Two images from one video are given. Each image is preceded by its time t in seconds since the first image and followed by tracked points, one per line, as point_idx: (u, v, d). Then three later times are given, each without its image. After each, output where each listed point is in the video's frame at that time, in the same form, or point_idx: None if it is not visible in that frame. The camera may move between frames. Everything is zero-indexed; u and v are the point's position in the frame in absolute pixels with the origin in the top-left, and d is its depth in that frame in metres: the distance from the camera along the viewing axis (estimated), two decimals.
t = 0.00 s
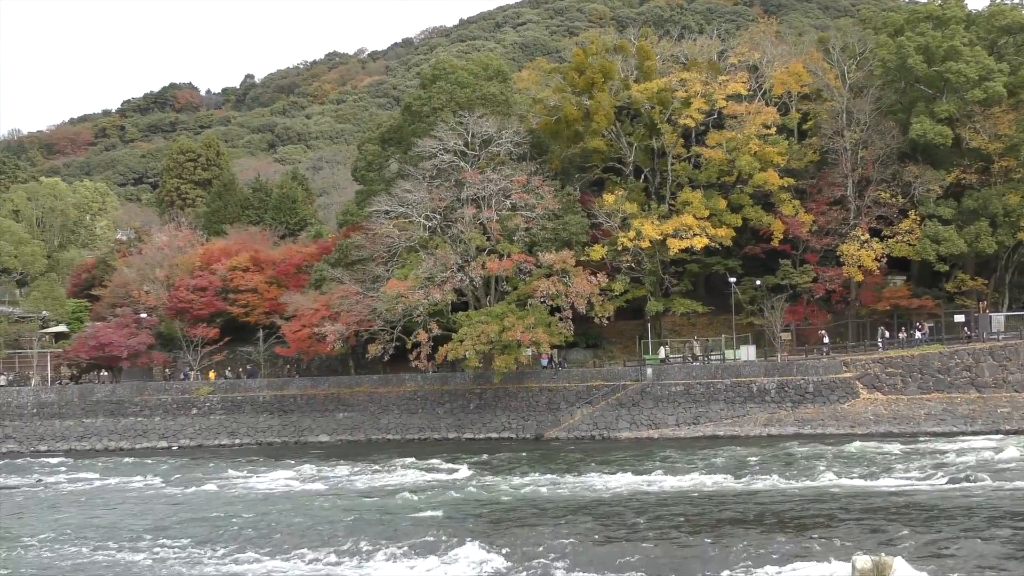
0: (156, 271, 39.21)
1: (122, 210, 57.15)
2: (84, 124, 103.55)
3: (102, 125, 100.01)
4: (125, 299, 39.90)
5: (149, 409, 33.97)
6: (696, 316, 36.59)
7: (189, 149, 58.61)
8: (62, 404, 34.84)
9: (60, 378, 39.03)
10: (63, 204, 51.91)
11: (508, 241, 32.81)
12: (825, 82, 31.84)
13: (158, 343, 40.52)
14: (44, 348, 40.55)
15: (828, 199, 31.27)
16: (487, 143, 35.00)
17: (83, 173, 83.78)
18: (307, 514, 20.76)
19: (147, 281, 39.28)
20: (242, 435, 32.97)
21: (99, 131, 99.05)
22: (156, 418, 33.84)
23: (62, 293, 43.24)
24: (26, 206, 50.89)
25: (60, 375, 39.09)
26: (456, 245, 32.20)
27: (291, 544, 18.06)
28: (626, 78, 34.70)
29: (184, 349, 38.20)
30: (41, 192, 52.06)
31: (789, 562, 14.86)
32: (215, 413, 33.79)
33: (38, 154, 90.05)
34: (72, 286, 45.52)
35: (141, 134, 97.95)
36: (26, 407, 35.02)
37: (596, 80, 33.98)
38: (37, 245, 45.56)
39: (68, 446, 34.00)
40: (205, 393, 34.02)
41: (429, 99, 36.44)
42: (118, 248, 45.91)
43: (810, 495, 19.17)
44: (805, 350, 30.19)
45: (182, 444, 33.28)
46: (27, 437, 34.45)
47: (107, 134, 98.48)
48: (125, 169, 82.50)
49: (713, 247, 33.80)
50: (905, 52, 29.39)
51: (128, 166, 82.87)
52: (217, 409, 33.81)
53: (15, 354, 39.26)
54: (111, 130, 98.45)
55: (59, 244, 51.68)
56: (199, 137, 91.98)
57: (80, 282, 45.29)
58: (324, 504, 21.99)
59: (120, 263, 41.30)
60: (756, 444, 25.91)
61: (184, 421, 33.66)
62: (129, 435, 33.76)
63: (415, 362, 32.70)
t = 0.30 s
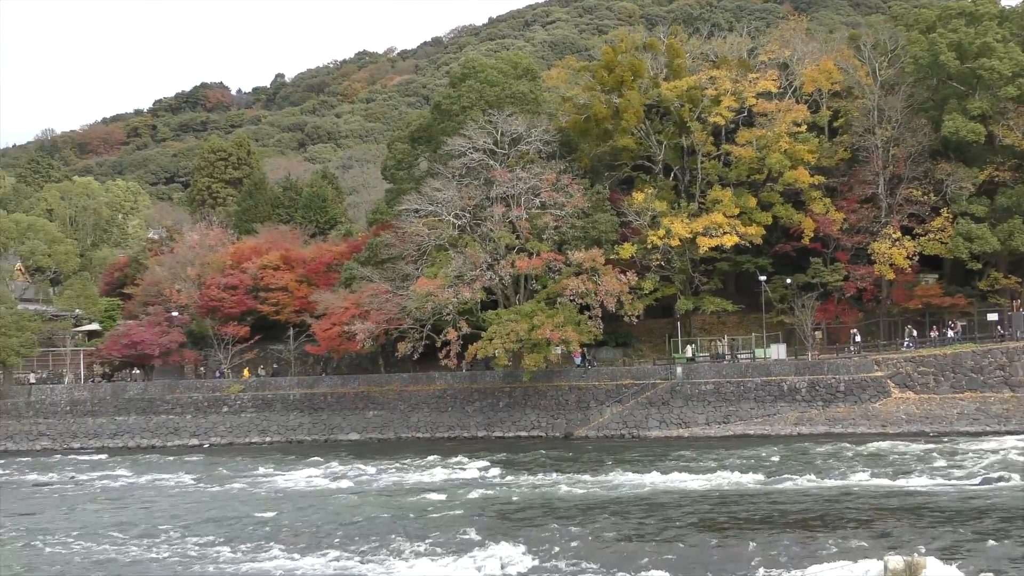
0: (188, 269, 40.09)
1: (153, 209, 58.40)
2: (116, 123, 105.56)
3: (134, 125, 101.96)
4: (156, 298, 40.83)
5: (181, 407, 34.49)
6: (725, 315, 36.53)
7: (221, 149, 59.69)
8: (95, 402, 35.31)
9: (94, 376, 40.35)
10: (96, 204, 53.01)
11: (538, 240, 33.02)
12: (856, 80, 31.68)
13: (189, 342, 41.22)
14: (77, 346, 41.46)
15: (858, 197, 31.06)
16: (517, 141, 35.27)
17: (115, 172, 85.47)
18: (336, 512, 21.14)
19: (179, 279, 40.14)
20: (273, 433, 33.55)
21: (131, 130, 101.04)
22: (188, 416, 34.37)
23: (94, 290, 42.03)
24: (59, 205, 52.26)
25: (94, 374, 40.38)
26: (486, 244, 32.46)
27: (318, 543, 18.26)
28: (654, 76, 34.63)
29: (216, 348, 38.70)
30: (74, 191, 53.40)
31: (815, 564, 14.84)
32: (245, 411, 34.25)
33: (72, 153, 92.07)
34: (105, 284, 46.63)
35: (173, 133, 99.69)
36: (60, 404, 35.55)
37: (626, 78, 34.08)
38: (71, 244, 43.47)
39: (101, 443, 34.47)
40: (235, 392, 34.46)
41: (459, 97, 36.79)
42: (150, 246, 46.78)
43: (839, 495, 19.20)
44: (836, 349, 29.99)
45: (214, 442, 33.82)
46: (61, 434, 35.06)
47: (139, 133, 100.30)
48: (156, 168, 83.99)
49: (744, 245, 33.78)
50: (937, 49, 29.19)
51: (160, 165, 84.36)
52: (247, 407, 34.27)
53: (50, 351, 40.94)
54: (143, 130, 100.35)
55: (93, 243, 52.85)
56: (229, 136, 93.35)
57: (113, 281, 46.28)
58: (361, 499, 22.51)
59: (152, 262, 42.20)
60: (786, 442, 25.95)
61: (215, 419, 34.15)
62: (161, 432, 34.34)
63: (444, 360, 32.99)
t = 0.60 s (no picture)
0: (223, 268, 41.03)
1: (189, 208, 59.76)
2: (153, 123, 107.76)
3: (170, 125, 104.06)
4: (192, 296, 41.37)
5: (216, 405, 35.20)
6: (759, 314, 36.43)
7: (256, 148, 60.97)
8: (132, 400, 36.19)
9: (130, 374, 41.21)
10: (132, 203, 54.29)
11: (570, 238, 33.09)
12: (892, 77, 31.41)
13: (224, 340, 42.11)
14: (113, 344, 42.71)
15: (894, 194, 30.73)
16: (550, 139, 35.52)
17: (151, 172, 87.36)
18: (371, 510, 21.51)
19: (213, 279, 40.96)
20: (307, 431, 34.05)
21: (166, 130, 103.19)
22: (223, 414, 35.07)
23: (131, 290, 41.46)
24: (97, 206, 53.64)
25: (129, 372, 41.23)
26: (519, 243, 32.79)
27: (346, 542, 18.57)
28: (688, 73, 34.77)
29: (251, 347, 39.66)
30: (110, 191, 54.58)
31: (839, 565, 14.88)
32: (280, 409, 34.81)
33: (109, 154, 94.16)
34: (141, 283, 47.78)
35: (207, 133, 101.61)
36: (97, 403, 36.49)
37: (659, 76, 34.17)
38: (109, 244, 41.60)
39: (138, 441, 35.39)
40: (270, 390, 35.01)
41: (492, 96, 37.15)
42: (185, 245, 47.79)
43: (873, 494, 19.23)
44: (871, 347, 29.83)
45: (248, 439, 34.49)
46: (98, 432, 36.00)
47: (174, 133, 102.31)
48: (192, 168, 85.74)
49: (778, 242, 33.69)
50: (973, 45, 29.08)
51: (195, 164, 86.06)
52: (281, 406, 34.79)
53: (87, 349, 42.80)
54: (178, 130, 102.47)
55: (129, 242, 54.25)
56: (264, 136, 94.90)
57: (149, 280, 47.38)
58: (392, 498, 22.94)
59: (187, 261, 43.04)
60: (820, 441, 25.91)
61: (250, 417, 34.79)
62: (196, 431, 35.14)
63: (478, 359, 33.32)
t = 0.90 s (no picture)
0: (256, 267, 41.86)
1: (222, 207, 60.98)
2: (187, 123, 109.87)
3: (204, 125, 106.15)
4: (226, 296, 42.77)
5: (250, 404, 35.89)
6: (793, 312, 36.35)
7: (290, 148, 62.05)
8: (167, 398, 37.17)
9: (164, 373, 42.73)
10: (166, 203, 55.55)
11: (603, 236, 33.37)
12: (927, 73, 31.21)
13: (258, 339, 42.81)
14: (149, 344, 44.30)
15: (929, 192, 30.49)
16: (583, 138, 35.78)
17: (186, 172, 89.14)
18: (402, 510, 21.88)
19: (247, 277, 41.79)
20: (340, 429, 34.64)
21: (200, 130, 105.21)
22: (257, 413, 35.78)
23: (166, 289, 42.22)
24: (131, 205, 55.09)
25: (164, 370, 42.80)
26: (551, 241, 33.16)
27: (367, 540, 19.06)
28: (721, 71, 34.86)
29: (284, 345, 40.46)
30: (145, 191, 55.82)
31: (863, 565, 15.01)
32: (313, 408, 35.43)
33: (144, 154, 96.13)
34: (175, 282, 48.99)
35: (241, 133, 103.41)
36: (132, 401, 37.50)
37: (692, 74, 34.28)
38: (143, 243, 42.76)
39: (173, 440, 36.30)
40: (304, 389, 35.63)
41: (525, 94, 37.47)
42: (219, 245, 48.80)
43: (906, 492, 19.31)
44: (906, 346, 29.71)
45: (282, 438, 35.24)
46: (133, 430, 36.93)
47: (209, 133, 104.32)
48: (226, 167, 87.38)
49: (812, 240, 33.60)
50: (1012, 40, 29.37)
51: (229, 164, 87.71)
52: (315, 404, 35.42)
53: (123, 348, 44.10)
54: (212, 130, 104.34)
55: (162, 241, 55.62)
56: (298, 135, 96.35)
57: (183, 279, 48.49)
58: (423, 497, 23.40)
59: (222, 260, 43.95)
60: (853, 440, 25.92)
61: (284, 416, 35.50)
62: (230, 429, 35.95)
63: (511, 357, 33.69)
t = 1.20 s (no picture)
0: (288, 266, 42.71)
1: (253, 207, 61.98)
2: (220, 122, 111.67)
3: (235, 125, 107.88)
4: (257, 294, 43.43)
5: (281, 402, 36.60)
6: (825, 311, 36.25)
7: (320, 147, 63.21)
8: (199, 397, 38.05)
9: (197, 372, 43.71)
10: (197, 203, 56.72)
11: (634, 235, 33.61)
12: (960, 70, 30.95)
13: (290, 337, 43.57)
14: (181, 341, 45.13)
15: (962, 189, 30.41)
16: (613, 136, 36.04)
17: (218, 171, 90.67)
18: (432, 507, 22.36)
19: (278, 276, 42.73)
20: (371, 428, 35.25)
21: (232, 130, 106.94)
22: (288, 411, 36.48)
23: (197, 288, 43.40)
24: (163, 204, 56.33)
25: (196, 370, 43.73)
26: (582, 240, 33.44)
27: (392, 538, 19.52)
28: (752, 69, 35.03)
29: (317, 344, 41.14)
30: (177, 191, 57.17)
31: (888, 563, 15.21)
32: (344, 406, 36.05)
33: (177, 154, 97.94)
34: (208, 281, 49.98)
35: (272, 132, 104.89)
36: (165, 399, 38.45)
37: (722, 72, 34.34)
38: (174, 242, 44.15)
39: (205, 437, 37.25)
40: (335, 387, 36.25)
41: (555, 93, 37.75)
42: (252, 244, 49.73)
43: (937, 491, 19.37)
44: (939, 344, 29.58)
45: (314, 436, 35.96)
46: (167, 428, 37.89)
47: (240, 133, 106.03)
48: (257, 167, 88.76)
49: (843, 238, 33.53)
50: None
51: (260, 164, 89.11)
52: (347, 403, 36.04)
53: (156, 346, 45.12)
54: (244, 130, 105.97)
55: (194, 240, 56.74)
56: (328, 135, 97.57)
57: (214, 278, 49.49)
58: (450, 495, 23.80)
59: (254, 259, 44.79)
60: (885, 439, 25.89)
61: (316, 414, 36.17)
62: (262, 427, 36.72)
63: (541, 356, 34.03)
